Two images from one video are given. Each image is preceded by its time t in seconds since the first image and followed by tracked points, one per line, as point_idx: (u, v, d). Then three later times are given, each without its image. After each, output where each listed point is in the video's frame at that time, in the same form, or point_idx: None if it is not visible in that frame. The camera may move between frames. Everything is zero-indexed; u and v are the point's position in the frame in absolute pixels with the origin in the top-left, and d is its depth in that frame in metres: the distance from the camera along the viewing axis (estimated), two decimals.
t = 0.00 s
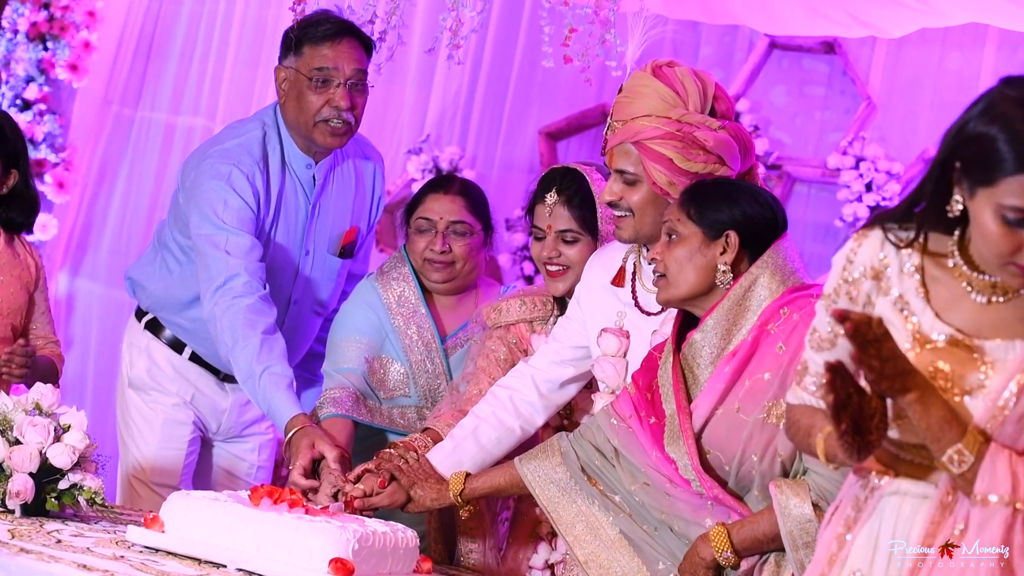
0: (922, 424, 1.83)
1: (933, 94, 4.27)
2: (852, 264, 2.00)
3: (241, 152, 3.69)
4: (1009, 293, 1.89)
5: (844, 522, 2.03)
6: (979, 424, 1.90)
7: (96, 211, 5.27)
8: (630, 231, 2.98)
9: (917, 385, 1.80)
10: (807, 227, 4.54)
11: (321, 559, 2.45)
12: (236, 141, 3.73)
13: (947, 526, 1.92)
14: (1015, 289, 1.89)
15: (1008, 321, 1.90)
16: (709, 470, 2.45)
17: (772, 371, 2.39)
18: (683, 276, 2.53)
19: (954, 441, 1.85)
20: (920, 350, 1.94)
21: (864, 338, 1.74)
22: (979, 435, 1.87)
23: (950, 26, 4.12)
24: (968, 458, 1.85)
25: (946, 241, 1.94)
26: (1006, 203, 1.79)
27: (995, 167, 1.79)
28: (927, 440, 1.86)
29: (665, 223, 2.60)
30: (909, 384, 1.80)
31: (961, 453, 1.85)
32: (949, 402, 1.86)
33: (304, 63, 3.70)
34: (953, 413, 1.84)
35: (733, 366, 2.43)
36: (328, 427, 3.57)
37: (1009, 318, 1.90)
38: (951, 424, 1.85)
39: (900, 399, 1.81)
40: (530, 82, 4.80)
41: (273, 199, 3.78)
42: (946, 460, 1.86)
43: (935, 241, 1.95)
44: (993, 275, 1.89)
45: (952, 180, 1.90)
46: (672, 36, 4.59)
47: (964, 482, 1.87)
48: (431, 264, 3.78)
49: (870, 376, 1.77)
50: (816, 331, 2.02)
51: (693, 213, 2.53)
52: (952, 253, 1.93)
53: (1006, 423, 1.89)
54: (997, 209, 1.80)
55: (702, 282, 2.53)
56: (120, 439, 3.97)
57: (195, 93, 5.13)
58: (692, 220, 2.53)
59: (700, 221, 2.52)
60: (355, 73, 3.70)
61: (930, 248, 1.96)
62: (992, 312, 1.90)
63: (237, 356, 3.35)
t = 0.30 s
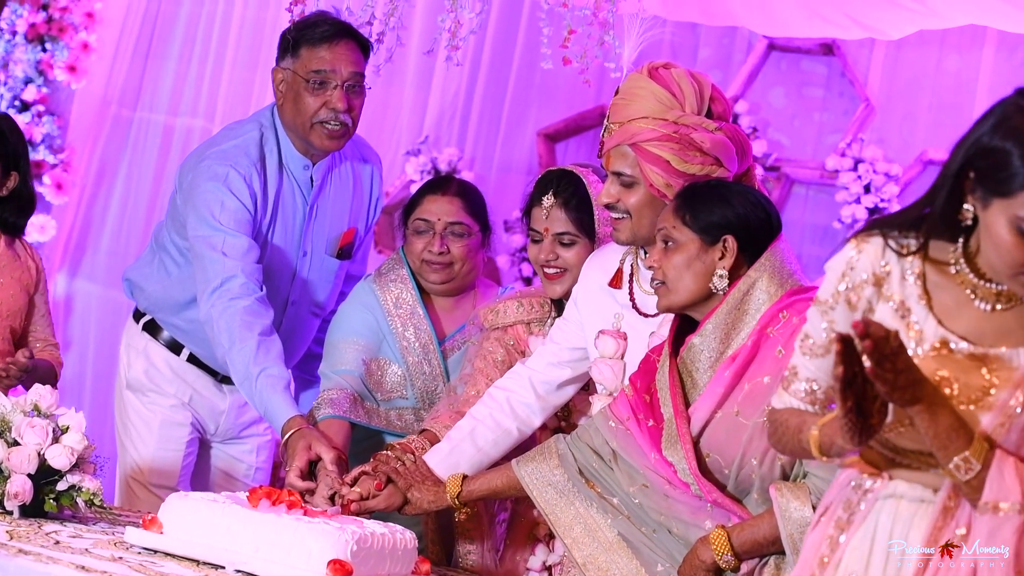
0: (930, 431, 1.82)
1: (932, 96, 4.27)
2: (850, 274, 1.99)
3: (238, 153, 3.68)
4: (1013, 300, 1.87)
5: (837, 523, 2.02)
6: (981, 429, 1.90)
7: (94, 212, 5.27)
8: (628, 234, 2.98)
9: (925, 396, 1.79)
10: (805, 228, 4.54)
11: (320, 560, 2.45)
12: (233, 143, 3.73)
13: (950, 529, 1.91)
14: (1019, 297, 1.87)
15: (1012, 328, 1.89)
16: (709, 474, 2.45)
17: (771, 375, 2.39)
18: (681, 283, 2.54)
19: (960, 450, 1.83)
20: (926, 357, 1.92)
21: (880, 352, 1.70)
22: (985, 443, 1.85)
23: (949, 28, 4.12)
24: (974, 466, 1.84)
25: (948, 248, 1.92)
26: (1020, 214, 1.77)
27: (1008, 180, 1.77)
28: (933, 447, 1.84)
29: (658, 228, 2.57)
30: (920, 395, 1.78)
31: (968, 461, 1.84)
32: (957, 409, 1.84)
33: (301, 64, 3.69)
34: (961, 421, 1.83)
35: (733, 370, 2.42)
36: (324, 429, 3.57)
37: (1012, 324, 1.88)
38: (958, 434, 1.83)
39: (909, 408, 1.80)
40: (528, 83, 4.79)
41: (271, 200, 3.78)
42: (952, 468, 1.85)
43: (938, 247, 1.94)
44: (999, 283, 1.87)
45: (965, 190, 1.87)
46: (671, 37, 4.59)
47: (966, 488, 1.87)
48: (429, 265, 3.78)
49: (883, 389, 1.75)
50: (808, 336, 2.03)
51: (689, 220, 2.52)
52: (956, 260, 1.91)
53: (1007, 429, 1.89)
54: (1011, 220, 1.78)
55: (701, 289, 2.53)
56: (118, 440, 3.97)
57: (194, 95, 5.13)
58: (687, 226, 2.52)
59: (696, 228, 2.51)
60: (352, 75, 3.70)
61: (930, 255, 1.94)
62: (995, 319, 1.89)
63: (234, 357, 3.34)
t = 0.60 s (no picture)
0: (935, 433, 1.82)
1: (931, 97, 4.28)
2: (853, 275, 1.95)
3: (235, 154, 3.69)
4: (1014, 303, 1.88)
5: (833, 523, 2.01)
6: (983, 430, 1.91)
7: (93, 213, 5.27)
8: (626, 235, 2.98)
9: (931, 401, 1.79)
10: (804, 229, 4.55)
11: (319, 561, 2.45)
12: (230, 144, 3.73)
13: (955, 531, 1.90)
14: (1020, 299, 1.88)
15: (1013, 328, 1.89)
16: (709, 475, 2.46)
17: (770, 378, 2.39)
18: (681, 288, 2.54)
19: (966, 451, 1.83)
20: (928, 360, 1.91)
21: (890, 359, 1.71)
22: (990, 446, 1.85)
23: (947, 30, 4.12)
24: (979, 468, 1.84)
25: (950, 251, 1.92)
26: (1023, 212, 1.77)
27: (1012, 177, 1.76)
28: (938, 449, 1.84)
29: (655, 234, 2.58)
30: (927, 398, 1.78)
31: (973, 463, 1.84)
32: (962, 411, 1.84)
33: (298, 66, 3.69)
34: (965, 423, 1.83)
35: (733, 374, 2.43)
36: (323, 430, 3.54)
37: (1013, 326, 1.89)
38: (963, 435, 1.83)
39: (915, 410, 1.79)
40: (527, 84, 4.80)
41: (269, 200, 3.78)
42: (956, 471, 1.84)
43: (940, 249, 1.92)
44: (1001, 285, 1.87)
45: (970, 192, 1.86)
46: (670, 38, 4.60)
47: (970, 489, 1.86)
48: (427, 265, 3.78)
49: (891, 393, 1.74)
50: (805, 339, 1.98)
51: (686, 224, 2.52)
52: (958, 262, 1.91)
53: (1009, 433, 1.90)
54: (1015, 219, 1.78)
55: (701, 293, 2.53)
56: (116, 441, 3.97)
57: (193, 95, 5.13)
58: (684, 232, 2.52)
59: (694, 234, 2.51)
60: (349, 77, 3.69)
61: (932, 255, 1.93)
62: (995, 320, 1.89)
63: (232, 359, 3.34)
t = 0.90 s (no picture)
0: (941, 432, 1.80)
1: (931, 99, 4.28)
2: (852, 275, 1.94)
3: (234, 156, 3.69)
4: (1013, 301, 1.87)
5: (832, 525, 2.00)
6: (985, 428, 1.91)
7: (92, 214, 5.27)
8: (625, 237, 2.98)
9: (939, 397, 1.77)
10: (803, 231, 4.55)
11: (319, 562, 2.45)
12: (228, 145, 3.73)
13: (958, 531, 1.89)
14: (1018, 297, 1.87)
15: (1013, 326, 1.88)
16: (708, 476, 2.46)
17: (770, 383, 2.38)
18: (682, 291, 2.54)
19: (972, 450, 1.82)
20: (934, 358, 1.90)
21: (905, 356, 1.70)
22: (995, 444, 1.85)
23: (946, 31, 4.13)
24: (985, 466, 1.83)
25: (947, 250, 1.91)
26: (1014, 189, 1.76)
27: (1003, 159, 1.76)
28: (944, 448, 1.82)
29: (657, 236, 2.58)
30: (935, 396, 1.76)
31: (979, 461, 1.82)
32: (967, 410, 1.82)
33: (295, 68, 3.69)
34: (970, 422, 1.81)
35: (732, 378, 2.41)
36: (321, 433, 3.54)
37: (1012, 326, 1.88)
38: (970, 433, 1.81)
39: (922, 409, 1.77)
40: (526, 86, 4.80)
41: (267, 202, 3.78)
42: (962, 469, 1.83)
43: (937, 248, 1.91)
44: (1000, 282, 1.86)
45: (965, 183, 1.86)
46: (669, 39, 4.61)
47: (975, 488, 1.86)
48: (425, 265, 3.78)
49: (902, 390, 1.73)
50: (803, 343, 1.98)
51: (690, 227, 2.53)
52: (956, 259, 1.90)
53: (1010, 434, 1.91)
54: (1007, 199, 1.77)
55: (701, 297, 2.54)
56: (115, 442, 3.97)
57: (192, 97, 5.13)
58: (688, 235, 2.53)
59: (699, 237, 2.52)
60: (345, 79, 3.69)
61: (930, 255, 1.92)
62: (995, 318, 1.88)
63: (230, 361, 3.34)
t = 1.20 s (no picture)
0: (948, 427, 1.80)
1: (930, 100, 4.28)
2: (850, 275, 1.94)
3: (232, 158, 3.69)
4: (1008, 296, 1.87)
5: (834, 525, 1.99)
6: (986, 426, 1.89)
7: (91, 215, 5.26)
8: (625, 239, 2.98)
9: (947, 391, 1.77)
10: (803, 232, 4.55)
11: (319, 562, 2.45)
12: (227, 147, 3.72)
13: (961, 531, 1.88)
14: (1014, 293, 1.87)
15: (1008, 324, 1.87)
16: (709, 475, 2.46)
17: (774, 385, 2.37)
18: (684, 293, 2.55)
19: (979, 446, 1.82)
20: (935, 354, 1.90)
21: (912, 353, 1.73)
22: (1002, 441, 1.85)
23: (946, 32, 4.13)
24: (992, 461, 1.83)
25: (943, 250, 1.91)
26: (1000, 162, 1.80)
27: (991, 130, 1.81)
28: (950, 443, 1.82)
29: (660, 238, 2.60)
30: (943, 390, 1.77)
31: (986, 457, 1.83)
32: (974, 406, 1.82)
33: (293, 69, 3.69)
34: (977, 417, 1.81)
35: (735, 381, 2.40)
36: (321, 435, 3.54)
37: (1007, 321, 1.87)
38: (977, 428, 1.81)
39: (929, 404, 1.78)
40: (526, 86, 4.79)
41: (265, 204, 3.78)
42: (968, 464, 1.83)
43: (932, 247, 1.92)
44: (996, 277, 1.86)
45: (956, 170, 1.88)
46: (668, 40, 4.61)
47: (981, 483, 1.86)
48: (424, 266, 3.78)
49: (911, 382, 1.74)
50: (803, 346, 1.98)
51: (693, 230, 2.55)
52: (952, 255, 1.89)
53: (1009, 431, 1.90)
54: (989, 173, 1.81)
55: (705, 300, 2.55)
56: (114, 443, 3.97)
57: (191, 97, 5.14)
58: (692, 238, 2.55)
59: (702, 240, 2.54)
60: (343, 81, 3.69)
61: (925, 253, 1.92)
62: (991, 315, 1.88)
63: (229, 363, 3.34)
